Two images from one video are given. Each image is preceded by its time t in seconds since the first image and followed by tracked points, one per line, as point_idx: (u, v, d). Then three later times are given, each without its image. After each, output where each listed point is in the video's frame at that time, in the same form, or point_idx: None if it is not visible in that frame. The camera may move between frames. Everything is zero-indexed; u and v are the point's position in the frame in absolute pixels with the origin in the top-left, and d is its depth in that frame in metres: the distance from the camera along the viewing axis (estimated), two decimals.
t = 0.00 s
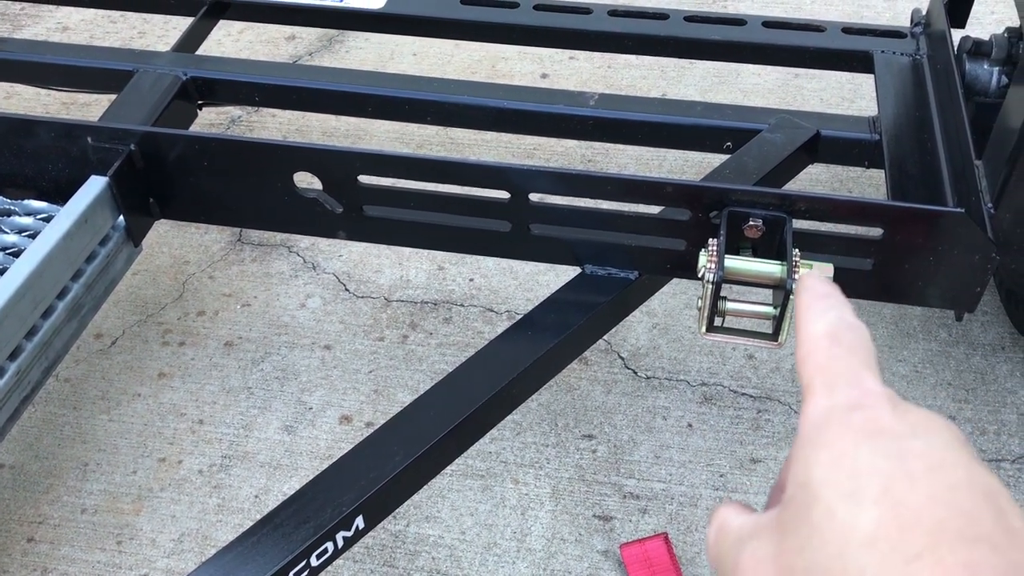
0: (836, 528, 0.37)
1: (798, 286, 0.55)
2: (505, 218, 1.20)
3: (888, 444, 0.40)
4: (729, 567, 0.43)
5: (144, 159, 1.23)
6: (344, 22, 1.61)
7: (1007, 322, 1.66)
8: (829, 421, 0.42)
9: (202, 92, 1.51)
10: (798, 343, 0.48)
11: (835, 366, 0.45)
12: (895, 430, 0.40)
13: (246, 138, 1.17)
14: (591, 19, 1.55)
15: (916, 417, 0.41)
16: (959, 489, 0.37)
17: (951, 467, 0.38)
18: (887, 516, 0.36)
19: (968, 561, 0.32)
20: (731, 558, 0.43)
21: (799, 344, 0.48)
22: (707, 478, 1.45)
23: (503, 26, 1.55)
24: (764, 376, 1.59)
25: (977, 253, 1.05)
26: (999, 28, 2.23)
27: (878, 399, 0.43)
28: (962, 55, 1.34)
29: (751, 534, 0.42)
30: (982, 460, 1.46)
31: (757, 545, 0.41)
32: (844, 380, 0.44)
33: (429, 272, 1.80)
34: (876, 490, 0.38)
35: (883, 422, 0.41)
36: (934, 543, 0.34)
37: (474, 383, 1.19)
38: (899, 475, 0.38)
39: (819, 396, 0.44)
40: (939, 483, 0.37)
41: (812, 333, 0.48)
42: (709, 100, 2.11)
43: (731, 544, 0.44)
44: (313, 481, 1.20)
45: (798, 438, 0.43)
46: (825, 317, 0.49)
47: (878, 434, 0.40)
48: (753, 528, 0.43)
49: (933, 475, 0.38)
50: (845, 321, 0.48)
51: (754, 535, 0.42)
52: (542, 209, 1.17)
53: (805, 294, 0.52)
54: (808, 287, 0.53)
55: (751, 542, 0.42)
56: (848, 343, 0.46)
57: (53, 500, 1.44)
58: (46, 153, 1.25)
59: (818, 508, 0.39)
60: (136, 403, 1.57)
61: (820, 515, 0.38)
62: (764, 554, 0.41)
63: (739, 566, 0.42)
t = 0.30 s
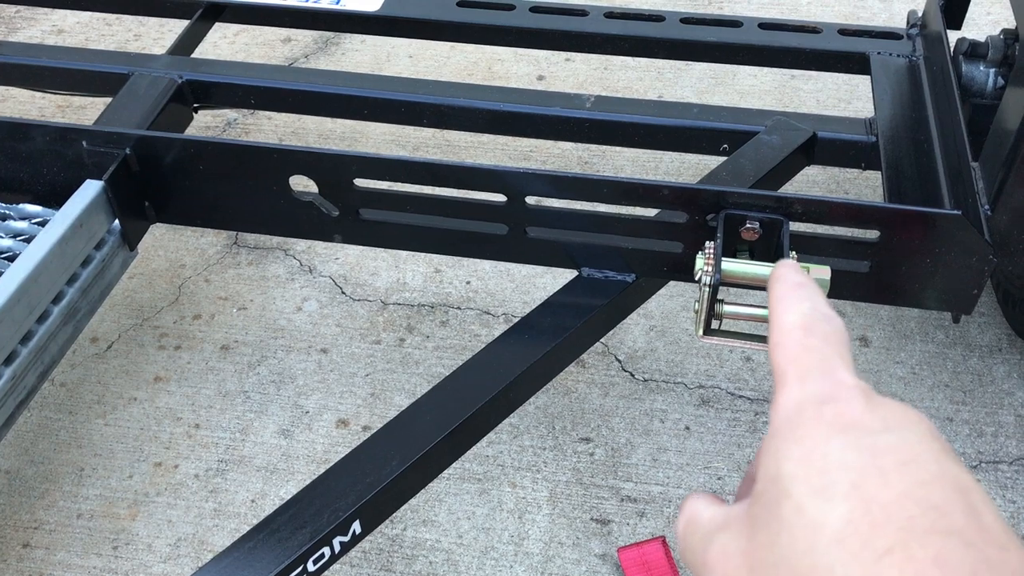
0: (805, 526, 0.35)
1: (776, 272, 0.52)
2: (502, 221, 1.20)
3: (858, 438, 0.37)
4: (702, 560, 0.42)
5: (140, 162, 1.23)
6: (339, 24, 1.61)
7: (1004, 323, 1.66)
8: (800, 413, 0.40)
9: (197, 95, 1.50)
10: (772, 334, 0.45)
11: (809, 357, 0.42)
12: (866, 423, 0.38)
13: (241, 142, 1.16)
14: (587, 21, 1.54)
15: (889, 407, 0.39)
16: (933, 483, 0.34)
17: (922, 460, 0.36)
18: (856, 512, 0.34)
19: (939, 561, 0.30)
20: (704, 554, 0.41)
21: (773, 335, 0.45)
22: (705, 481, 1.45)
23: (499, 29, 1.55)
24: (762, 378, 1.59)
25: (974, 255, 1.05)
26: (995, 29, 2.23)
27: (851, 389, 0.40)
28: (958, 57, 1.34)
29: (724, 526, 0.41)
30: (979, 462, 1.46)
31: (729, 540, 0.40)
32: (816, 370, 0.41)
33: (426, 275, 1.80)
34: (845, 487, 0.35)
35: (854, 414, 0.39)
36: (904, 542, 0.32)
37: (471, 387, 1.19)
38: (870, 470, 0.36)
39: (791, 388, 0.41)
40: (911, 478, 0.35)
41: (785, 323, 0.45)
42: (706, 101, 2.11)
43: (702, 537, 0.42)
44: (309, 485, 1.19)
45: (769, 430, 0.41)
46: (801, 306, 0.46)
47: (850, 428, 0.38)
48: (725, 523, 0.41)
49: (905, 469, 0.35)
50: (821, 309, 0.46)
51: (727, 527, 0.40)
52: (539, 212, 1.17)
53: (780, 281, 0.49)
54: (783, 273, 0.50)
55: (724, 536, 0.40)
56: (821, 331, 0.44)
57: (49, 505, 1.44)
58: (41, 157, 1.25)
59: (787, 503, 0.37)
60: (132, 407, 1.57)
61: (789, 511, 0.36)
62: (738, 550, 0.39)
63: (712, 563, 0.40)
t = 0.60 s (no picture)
0: (733, 529, 0.39)
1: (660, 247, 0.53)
2: (498, 221, 1.20)
3: (779, 434, 0.41)
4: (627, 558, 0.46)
5: (136, 163, 1.23)
6: (335, 25, 1.60)
7: (1000, 322, 1.66)
8: (719, 413, 0.43)
9: (194, 96, 1.50)
10: (671, 327, 0.46)
11: (716, 350, 0.45)
12: (782, 417, 0.42)
13: (237, 142, 1.16)
14: (583, 21, 1.54)
15: (800, 395, 0.43)
16: (848, 476, 0.40)
17: (841, 453, 0.41)
18: (785, 513, 0.38)
19: (864, 559, 0.36)
20: (634, 548, 0.45)
21: (671, 328, 0.47)
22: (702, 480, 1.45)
23: (495, 29, 1.55)
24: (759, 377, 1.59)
25: (970, 254, 1.06)
26: (991, 28, 2.23)
27: (762, 380, 0.44)
28: (954, 56, 1.34)
29: (653, 527, 0.45)
30: (976, 461, 1.46)
31: (659, 539, 0.44)
32: (729, 364, 0.44)
33: (422, 275, 1.80)
34: (771, 488, 0.39)
35: (772, 407, 0.43)
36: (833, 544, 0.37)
37: (468, 388, 1.19)
38: (793, 467, 0.40)
39: (705, 387, 0.44)
40: (829, 472, 0.40)
41: (683, 314, 0.46)
42: (703, 101, 2.11)
43: (628, 535, 0.46)
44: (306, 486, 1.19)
45: (690, 430, 0.44)
46: (697, 291, 0.47)
47: (769, 422, 0.42)
48: (655, 520, 0.45)
49: (827, 465, 0.40)
50: (715, 292, 0.47)
51: (657, 528, 0.44)
52: (535, 212, 1.17)
53: (668, 264, 0.50)
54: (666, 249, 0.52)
55: (653, 538, 0.44)
56: (725, 321, 0.46)
57: (45, 506, 1.44)
58: (37, 157, 1.24)
59: (715, 506, 0.40)
60: (129, 408, 1.56)
61: (717, 514, 0.40)
62: (668, 550, 0.43)
63: (643, 563, 0.44)
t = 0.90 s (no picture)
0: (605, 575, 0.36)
1: (512, 251, 0.45)
2: (493, 221, 1.19)
3: (647, 462, 0.38)
4: None
5: (130, 164, 1.22)
6: (329, 25, 1.60)
7: (996, 321, 1.66)
8: (585, 443, 0.39)
9: (188, 96, 1.50)
10: (529, 348, 0.42)
11: (578, 371, 0.40)
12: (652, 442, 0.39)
13: (231, 143, 1.16)
14: (578, 20, 1.54)
15: (671, 417, 0.40)
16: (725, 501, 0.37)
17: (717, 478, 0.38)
18: (657, 551, 0.35)
19: None
20: None
21: (529, 349, 0.42)
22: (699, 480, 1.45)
23: (490, 28, 1.55)
24: (754, 377, 1.59)
25: (965, 253, 1.06)
26: (986, 27, 2.24)
27: (629, 401, 0.40)
28: (949, 55, 1.34)
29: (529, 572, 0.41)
30: (972, 460, 1.46)
31: None
32: (591, 386, 0.40)
33: (418, 276, 1.79)
34: (641, 525, 0.36)
35: (640, 432, 0.39)
36: None
37: (463, 388, 1.18)
38: (666, 498, 0.37)
39: (569, 414, 0.40)
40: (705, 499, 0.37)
41: (541, 332, 0.41)
42: (698, 101, 2.11)
43: None
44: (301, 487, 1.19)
45: (557, 463, 0.40)
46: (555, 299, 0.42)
47: (638, 449, 0.39)
48: (529, 564, 0.42)
49: (701, 493, 0.37)
50: (573, 302, 0.42)
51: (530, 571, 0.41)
52: (530, 212, 1.17)
53: (519, 268, 0.44)
54: (520, 254, 0.44)
55: None
56: (586, 333, 0.41)
57: (40, 508, 1.43)
58: (30, 159, 1.24)
59: (584, 548, 0.37)
60: (124, 410, 1.56)
61: (589, 557, 0.37)
62: None
63: None
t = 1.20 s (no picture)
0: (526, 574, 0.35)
1: (422, 251, 0.44)
2: (489, 223, 1.19)
3: (566, 453, 0.37)
4: None
5: (127, 167, 1.22)
6: (326, 27, 1.60)
7: (992, 321, 1.67)
8: (501, 439, 0.38)
9: (184, 99, 1.49)
10: (441, 345, 0.40)
11: (491, 365, 0.39)
12: (570, 433, 0.38)
13: (228, 146, 1.16)
14: (575, 22, 1.54)
15: (590, 405, 0.40)
16: (647, 489, 0.36)
17: (638, 466, 0.37)
18: (578, 545, 0.35)
19: None
20: None
21: (441, 344, 0.40)
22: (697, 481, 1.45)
23: (487, 30, 1.55)
24: (752, 378, 1.60)
25: (962, 254, 1.06)
26: (982, 28, 2.24)
27: (546, 392, 0.39)
28: (945, 56, 1.34)
29: None
30: (969, 460, 1.46)
31: None
32: (505, 380, 0.39)
33: (415, 277, 1.79)
34: (560, 519, 0.35)
35: (558, 423, 0.38)
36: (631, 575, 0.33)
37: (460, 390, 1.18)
38: (585, 490, 0.36)
39: (484, 410, 0.39)
40: (626, 488, 0.36)
41: (453, 326, 0.40)
42: (695, 102, 2.11)
43: None
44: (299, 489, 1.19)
45: (475, 461, 0.39)
46: (464, 293, 0.41)
47: (556, 440, 0.38)
48: (453, 564, 0.41)
49: (620, 481, 0.37)
50: (485, 295, 0.41)
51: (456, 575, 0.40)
52: (526, 214, 1.17)
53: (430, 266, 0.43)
54: (429, 255, 0.43)
55: None
56: (499, 327, 0.40)
57: (37, 512, 1.43)
58: (26, 161, 1.23)
59: (505, 547, 0.36)
60: (121, 413, 1.56)
61: (509, 555, 0.36)
62: None
63: None
